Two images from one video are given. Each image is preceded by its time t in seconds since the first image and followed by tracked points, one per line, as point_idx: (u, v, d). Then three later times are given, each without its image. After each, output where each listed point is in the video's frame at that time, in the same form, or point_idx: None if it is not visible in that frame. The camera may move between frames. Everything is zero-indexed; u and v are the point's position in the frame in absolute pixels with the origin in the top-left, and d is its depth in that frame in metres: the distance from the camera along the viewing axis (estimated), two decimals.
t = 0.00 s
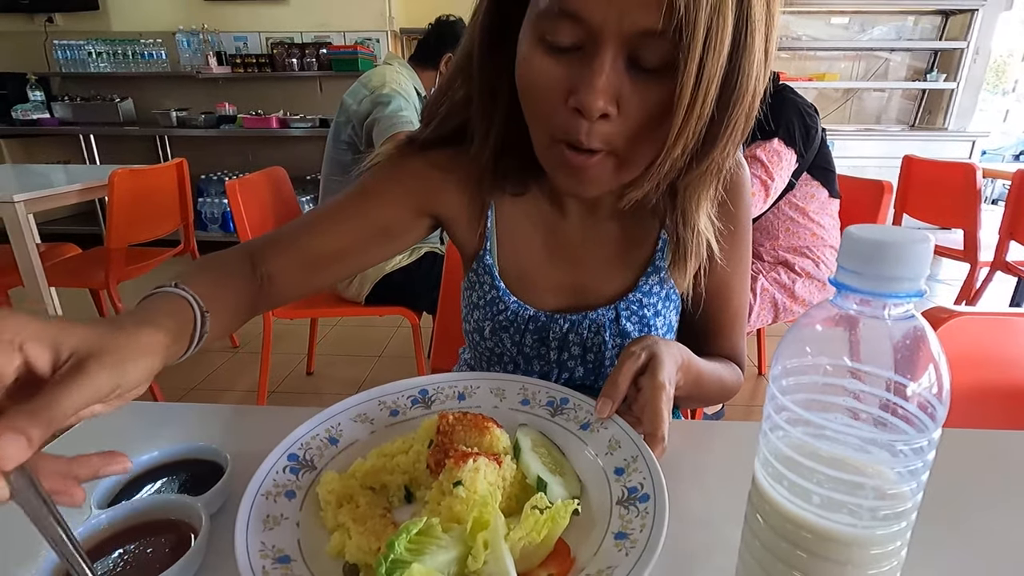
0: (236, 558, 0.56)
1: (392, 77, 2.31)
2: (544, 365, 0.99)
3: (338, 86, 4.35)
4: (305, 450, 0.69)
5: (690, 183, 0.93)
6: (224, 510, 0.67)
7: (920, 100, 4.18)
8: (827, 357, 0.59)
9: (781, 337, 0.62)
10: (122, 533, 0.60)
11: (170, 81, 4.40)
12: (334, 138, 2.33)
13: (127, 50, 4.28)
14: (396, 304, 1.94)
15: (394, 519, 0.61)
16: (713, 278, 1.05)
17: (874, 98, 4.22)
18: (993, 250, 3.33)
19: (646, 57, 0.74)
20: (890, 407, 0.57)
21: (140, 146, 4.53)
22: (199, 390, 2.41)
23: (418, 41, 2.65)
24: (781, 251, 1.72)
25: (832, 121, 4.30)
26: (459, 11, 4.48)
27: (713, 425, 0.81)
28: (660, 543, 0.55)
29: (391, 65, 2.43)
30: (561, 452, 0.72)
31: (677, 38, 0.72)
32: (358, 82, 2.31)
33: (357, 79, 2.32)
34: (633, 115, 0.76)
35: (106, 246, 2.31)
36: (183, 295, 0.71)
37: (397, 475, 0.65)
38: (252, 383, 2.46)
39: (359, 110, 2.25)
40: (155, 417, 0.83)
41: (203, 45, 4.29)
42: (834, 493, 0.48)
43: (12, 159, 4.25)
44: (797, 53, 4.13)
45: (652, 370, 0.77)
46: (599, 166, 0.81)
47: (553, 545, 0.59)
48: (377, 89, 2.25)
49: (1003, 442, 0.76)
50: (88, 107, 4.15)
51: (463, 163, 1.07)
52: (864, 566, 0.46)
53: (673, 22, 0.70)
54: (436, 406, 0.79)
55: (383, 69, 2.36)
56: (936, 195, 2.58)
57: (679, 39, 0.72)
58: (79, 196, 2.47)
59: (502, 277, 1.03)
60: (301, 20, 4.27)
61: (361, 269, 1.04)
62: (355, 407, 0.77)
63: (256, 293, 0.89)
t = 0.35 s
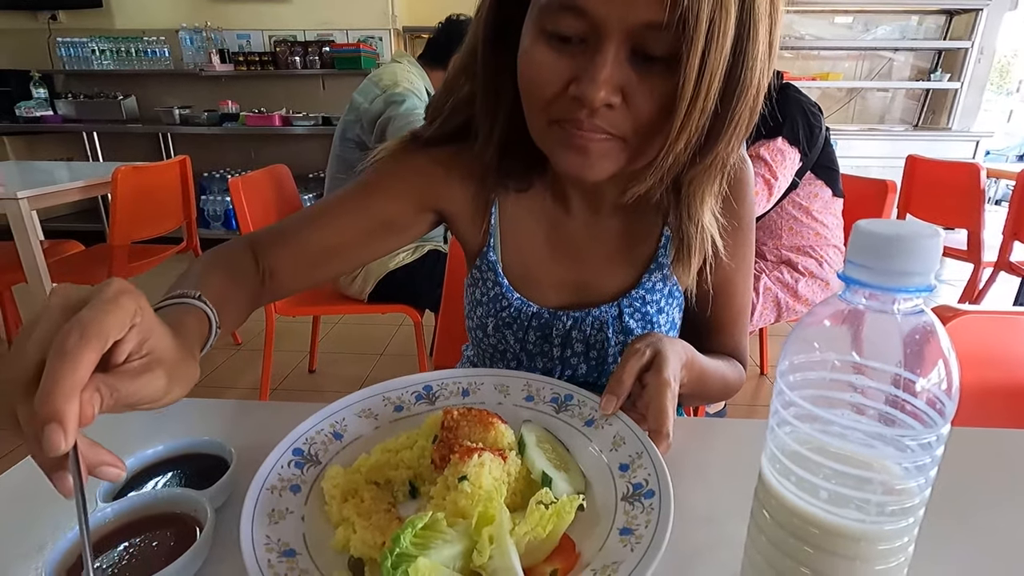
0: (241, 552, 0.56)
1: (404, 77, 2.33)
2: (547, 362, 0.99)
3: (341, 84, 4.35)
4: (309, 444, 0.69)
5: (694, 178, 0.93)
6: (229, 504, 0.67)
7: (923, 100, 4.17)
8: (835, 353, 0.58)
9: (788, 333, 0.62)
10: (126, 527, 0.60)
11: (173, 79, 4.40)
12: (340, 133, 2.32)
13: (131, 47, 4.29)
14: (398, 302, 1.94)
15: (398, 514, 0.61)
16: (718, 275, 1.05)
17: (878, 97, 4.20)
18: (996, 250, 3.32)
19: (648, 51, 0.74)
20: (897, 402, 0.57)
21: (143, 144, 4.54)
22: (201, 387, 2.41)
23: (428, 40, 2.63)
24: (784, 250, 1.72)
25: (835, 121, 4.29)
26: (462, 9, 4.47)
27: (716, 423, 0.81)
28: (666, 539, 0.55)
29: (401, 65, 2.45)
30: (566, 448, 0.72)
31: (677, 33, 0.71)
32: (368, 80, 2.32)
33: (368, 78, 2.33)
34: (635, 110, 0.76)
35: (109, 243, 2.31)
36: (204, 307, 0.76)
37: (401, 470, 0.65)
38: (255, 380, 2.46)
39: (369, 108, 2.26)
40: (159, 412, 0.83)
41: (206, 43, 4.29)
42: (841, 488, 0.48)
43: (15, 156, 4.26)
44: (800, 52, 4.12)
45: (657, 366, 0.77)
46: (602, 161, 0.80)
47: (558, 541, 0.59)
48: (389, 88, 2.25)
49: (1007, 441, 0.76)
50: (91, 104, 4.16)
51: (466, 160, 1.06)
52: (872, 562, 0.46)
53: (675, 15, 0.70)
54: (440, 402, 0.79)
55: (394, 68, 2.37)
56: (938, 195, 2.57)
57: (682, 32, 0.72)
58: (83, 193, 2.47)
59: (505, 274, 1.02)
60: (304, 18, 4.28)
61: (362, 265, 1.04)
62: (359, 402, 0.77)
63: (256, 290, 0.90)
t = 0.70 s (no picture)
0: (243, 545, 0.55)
1: (418, 72, 2.32)
2: (548, 357, 0.99)
3: (342, 79, 4.34)
4: (310, 438, 0.69)
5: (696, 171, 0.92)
6: (230, 497, 0.67)
7: (926, 98, 4.15)
8: (844, 346, 0.58)
9: (795, 327, 0.61)
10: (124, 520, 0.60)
11: (174, 74, 4.39)
12: (351, 126, 2.29)
13: (131, 42, 4.27)
14: (399, 298, 1.93)
15: (400, 507, 0.60)
16: (720, 269, 1.04)
17: (880, 95, 4.19)
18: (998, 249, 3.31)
19: (650, 40, 0.73)
20: (905, 395, 0.56)
21: (143, 138, 4.53)
22: (201, 382, 2.41)
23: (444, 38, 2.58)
24: (787, 247, 1.71)
25: (838, 119, 4.27)
26: (464, 5, 4.46)
27: (719, 418, 0.80)
28: (671, 533, 0.54)
29: (416, 61, 2.44)
30: (568, 442, 0.71)
31: (681, 20, 0.71)
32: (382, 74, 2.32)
33: (382, 72, 2.32)
34: (637, 102, 0.76)
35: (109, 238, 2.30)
36: (179, 301, 0.73)
37: (403, 464, 0.65)
38: (255, 375, 2.46)
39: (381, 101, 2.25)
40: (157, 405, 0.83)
41: (207, 38, 4.28)
42: (848, 484, 0.48)
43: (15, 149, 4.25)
44: (803, 50, 4.10)
45: (660, 362, 0.77)
46: (602, 153, 0.80)
47: (562, 535, 0.58)
48: (406, 86, 2.24)
49: (1010, 438, 0.76)
50: (91, 98, 4.15)
51: (466, 154, 1.06)
52: (879, 558, 0.46)
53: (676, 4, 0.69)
54: (442, 396, 0.78)
55: (413, 66, 2.35)
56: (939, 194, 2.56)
57: (682, 21, 0.71)
58: (83, 187, 2.46)
59: (506, 269, 1.02)
60: (306, 13, 4.27)
61: (360, 259, 1.03)
62: (360, 396, 0.76)
63: (254, 284, 0.90)
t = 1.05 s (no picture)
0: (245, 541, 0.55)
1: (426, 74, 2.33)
2: (546, 356, 0.99)
3: (343, 77, 4.34)
4: (312, 436, 0.69)
5: (689, 167, 0.92)
6: (231, 494, 0.67)
7: (928, 97, 4.14)
8: (845, 344, 0.58)
9: (796, 324, 0.61)
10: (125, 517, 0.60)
11: (175, 72, 4.40)
12: (358, 127, 2.29)
13: (132, 40, 4.28)
14: (398, 296, 1.93)
15: (402, 505, 0.60)
16: (714, 265, 1.04)
17: (882, 94, 4.18)
18: (1000, 248, 3.30)
19: (634, 34, 0.73)
20: (907, 394, 0.56)
21: (144, 137, 4.53)
22: (201, 380, 2.41)
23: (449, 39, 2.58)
24: (788, 246, 1.71)
25: (839, 118, 4.26)
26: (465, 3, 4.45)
27: (715, 416, 0.80)
28: (671, 531, 0.54)
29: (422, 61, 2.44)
30: (569, 441, 0.71)
31: (658, 12, 0.70)
32: (392, 73, 2.30)
33: (392, 71, 2.31)
34: (624, 97, 0.76)
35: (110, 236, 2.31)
36: (171, 297, 0.73)
37: (404, 462, 0.65)
38: (255, 374, 2.46)
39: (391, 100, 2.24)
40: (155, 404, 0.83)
41: (208, 36, 4.29)
42: (850, 481, 0.48)
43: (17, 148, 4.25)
44: (804, 48, 4.10)
45: (661, 360, 0.77)
46: (589, 150, 0.80)
47: (563, 532, 0.58)
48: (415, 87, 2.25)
49: (1007, 436, 0.76)
50: (93, 97, 4.15)
51: (460, 155, 1.06)
52: (880, 555, 0.46)
53: None
54: (443, 394, 0.78)
55: (419, 67, 2.37)
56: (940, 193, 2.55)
57: (663, 13, 0.70)
58: (84, 185, 2.47)
59: (503, 268, 1.02)
60: (306, 11, 4.27)
61: (357, 259, 1.03)
62: (362, 394, 0.76)
63: (252, 285, 0.90)
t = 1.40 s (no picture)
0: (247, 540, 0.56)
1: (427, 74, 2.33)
2: (547, 355, 0.99)
3: (344, 77, 4.34)
4: (314, 434, 0.69)
5: (688, 165, 0.92)
6: (234, 493, 0.67)
7: (929, 96, 4.14)
8: (847, 342, 0.58)
9: (798, 324, 0.62)
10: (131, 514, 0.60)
11: (176, 72, 4.40)
12: (362, 128, 2.31)
13: (133, 40, 4.28)
14: (399, 296, 1.93)
15: (404, 503, 0.61)
16: (715, 263, 1.04)
17: (883, 93, 4.17)
18: (1002, 247, 3.30)
19: (628, 32, 0.73)
20: (909, 391, 0.56)
21: (146, 137, 4.53)
22: (203, 380, 2.41)
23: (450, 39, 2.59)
24: (789, 246, 1.71)
25: (840, 117, 4.26)
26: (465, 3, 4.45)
27: (716, 414, 0.80)
28: (673, 530, 0.54)
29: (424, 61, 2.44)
30: (571, 440, 0.71)
31: (650, 8, 0.70)
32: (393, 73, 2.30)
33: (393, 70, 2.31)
34: (619, 94, 0.76)
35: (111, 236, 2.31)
36: (178, 298, 0.73)
37: (406, 460, 0.65)
38: (256, 373, 2.47)
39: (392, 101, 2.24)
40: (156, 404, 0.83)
41: (209, 36, 4.29)
42: (852, 478, 0.48)
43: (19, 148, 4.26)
44: (805, 47, 4.09)
45: (662, 359, 0.76)
46: (586, 149, 0.80)
47: (564, 531, 0.58)
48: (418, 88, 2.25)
49: (1007, 434, 0.76)
50: (94, 97, 4.16)
51: (458, 155, 1.06)
52: (881, 553, 0.46)
53: None
54: (444, 394, 0.78)
55: (422, 67, 2.37)
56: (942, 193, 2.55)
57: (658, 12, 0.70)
58: (86, 185, 2.47)
59: (503, 268, 1.02)
60: (307, 11, 4.27)
61: (358, 259, 1.03)
62: (365, 393, 0.77)
63: (255, 284, 0.90)
